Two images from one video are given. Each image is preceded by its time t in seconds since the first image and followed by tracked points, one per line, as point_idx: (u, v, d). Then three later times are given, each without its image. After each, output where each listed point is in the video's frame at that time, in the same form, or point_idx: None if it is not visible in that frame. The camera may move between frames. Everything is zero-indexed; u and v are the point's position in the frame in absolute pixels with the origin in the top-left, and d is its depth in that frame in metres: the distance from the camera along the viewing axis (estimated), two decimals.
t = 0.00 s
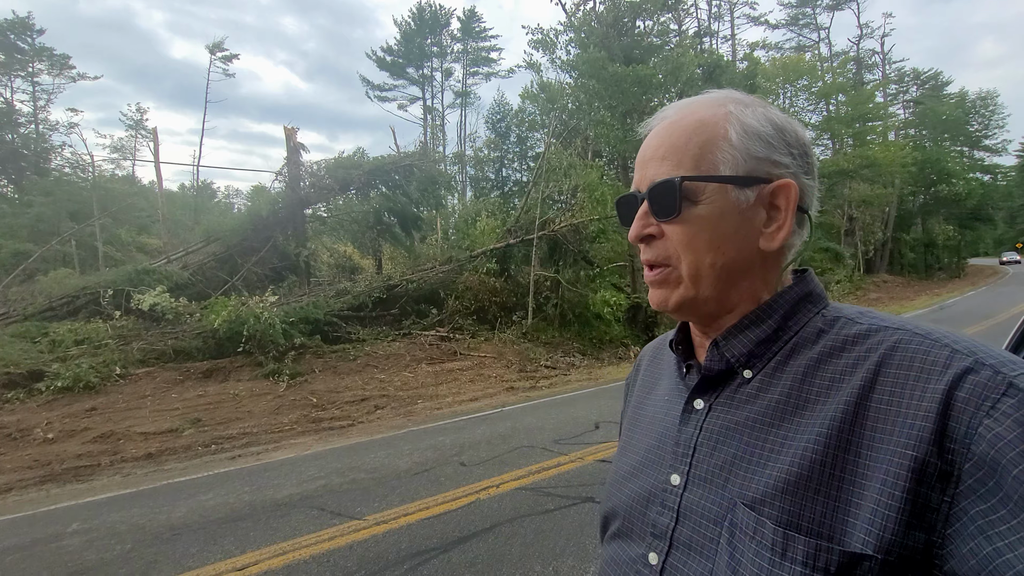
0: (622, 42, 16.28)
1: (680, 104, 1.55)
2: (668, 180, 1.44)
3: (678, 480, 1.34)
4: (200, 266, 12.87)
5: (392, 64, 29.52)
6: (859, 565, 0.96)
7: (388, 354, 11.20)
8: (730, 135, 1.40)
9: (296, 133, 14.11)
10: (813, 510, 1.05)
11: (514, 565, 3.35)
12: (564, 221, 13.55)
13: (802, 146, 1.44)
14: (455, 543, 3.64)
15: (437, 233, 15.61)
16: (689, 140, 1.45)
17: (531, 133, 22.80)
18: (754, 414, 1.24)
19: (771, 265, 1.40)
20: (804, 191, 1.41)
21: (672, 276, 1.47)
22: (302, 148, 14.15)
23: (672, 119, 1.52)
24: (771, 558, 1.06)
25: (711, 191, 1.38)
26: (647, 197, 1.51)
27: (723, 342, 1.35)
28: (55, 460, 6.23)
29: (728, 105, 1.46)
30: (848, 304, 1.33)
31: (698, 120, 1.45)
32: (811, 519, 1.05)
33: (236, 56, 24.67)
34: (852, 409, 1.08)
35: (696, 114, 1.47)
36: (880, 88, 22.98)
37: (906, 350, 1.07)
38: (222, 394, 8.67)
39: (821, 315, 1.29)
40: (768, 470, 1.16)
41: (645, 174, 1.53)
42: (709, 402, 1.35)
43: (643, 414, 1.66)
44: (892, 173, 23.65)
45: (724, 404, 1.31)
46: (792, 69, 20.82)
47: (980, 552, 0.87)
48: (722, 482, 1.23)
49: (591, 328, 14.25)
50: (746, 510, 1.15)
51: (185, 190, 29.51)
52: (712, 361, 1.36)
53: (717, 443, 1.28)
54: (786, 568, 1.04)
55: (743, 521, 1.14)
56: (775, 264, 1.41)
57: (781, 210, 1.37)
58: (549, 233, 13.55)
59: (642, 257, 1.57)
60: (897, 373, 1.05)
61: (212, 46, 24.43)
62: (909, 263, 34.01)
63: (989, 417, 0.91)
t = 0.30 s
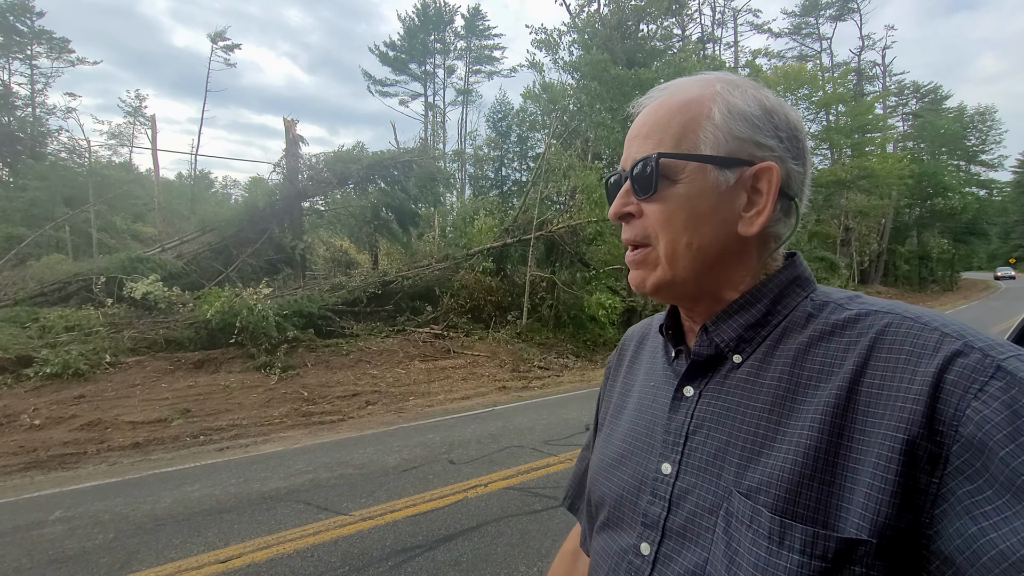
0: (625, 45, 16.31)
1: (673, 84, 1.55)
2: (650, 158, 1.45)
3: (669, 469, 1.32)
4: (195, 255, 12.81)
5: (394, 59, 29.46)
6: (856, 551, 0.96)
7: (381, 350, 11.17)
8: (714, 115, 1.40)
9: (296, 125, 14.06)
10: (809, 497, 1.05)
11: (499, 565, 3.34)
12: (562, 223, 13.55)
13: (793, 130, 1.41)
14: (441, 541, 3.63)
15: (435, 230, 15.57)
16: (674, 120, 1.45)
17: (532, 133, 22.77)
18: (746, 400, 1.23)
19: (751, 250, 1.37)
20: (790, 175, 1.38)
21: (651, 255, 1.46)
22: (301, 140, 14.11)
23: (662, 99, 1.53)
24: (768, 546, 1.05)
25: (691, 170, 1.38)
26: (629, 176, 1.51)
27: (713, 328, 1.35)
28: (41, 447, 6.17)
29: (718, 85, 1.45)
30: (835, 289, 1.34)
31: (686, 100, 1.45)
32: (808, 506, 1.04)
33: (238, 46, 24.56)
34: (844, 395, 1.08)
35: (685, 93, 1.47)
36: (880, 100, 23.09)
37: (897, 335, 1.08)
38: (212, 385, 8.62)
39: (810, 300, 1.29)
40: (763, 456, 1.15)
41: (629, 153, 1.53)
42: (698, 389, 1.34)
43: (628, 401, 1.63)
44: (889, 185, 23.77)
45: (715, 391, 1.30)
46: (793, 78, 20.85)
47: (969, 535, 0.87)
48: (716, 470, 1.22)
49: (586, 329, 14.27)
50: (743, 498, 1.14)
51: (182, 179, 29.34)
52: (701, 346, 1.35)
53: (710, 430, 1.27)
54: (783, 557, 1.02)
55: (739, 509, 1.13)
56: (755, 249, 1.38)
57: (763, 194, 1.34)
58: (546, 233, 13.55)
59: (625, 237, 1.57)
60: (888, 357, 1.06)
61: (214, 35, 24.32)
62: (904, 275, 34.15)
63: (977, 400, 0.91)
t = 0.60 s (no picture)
0: (625, 48, 16.36)
1: (664, 80, 1.53)
2: (672, 157, 1.42)
3: (662, 464, 1.32)
4: (192, 253, 12.78)
5: (394, 59, 29.48)
6: (848, 544, 0.96)
7: (378, 350, 11.15)
8: (725, 110, 1.41)
9: (294, 124, 14.05)
10: (802, 490, 1.05)
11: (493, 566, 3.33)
12: (560, 224, 13.55)
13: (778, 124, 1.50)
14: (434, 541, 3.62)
15: (433, 230, 15.57)
16: (685, 117, 1.44)
17: (531, 134, 22.76)
18: (740, 396, 1.23)
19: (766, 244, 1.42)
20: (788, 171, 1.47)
21: (682, 259, 1.41)
22: (300, 139, 14.11)
23: (659, 96, 1.50)
24: (762, 541, 1.05)
25: (715, 167, 1.38)
26: (647, 177, 1.46)
27: (708, 324, 1.35)
28: (34, 444, 6.15)
29: (716, 81, 1.47)
30: (827, 285, 1.35)
31: (692, 95, 1.44)
32: (801, 500, 1.05)
33: (238, 45, 24.55)
34: (838, 390, 1.08)
35: (688, 89, 1.46)
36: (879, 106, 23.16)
37: (887, 330, 1.09)
38: (208, 383, 8.60)
39: (804, 297, 1.30)
40: (756, 452, 1.15)
41: (641, 152, 1.50)
42: (692, 384, 1.34)
43: (618, 398, 1.63)
44: (886, 191, 23.85)
45: (708, 385, 1.30)
46: (793, 83, 20.88)
47: (954, 528, 0.86)
48: (710, 465, 1.22)
49: (583, 331, 14.26)
50: (736, 493, 1.14)
51: (180, 177, 29.27)
52: (695, 342, 1.35)
53: (703, 425, 1.27)
54: (778, 552, 1.03)
55: (732, 504, 1.13)
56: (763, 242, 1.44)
57: (771, 188, 1.41)
58: (545, 235, 13.56)
59: (640, 243, 1.51)
60: (881, 352, 1.06)
61: (214, 33, 24.29)
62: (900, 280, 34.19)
63: (967, 394, 0.91)
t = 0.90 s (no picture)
0: (630, 51, 16.41)
1: (668, 77, 1.53)
2: (699, 155, 1.42)
3: (648, 466, 1.32)
4: (196, 251, 12.83)
5: (400, 60, 29.58)
6: (835, 543, 0.98)
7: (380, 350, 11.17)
8: (734, 116, 1.48)
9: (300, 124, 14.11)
10: (789, 492, 1.07)
11: (489, 568, 3.33)
12: (563, 227, 13.55)
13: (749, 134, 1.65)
14: (432, 542, 3.63)
15: (436, 231, 15.61)
16: (703, 117, 1.45)
17: (536, 137, 22.77)
18: (725, 396, 1.23)
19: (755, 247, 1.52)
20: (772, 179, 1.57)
21: (705, 262, 1.38)
22: (305, 139, 14.17)
23: (669, 91, 1.48)
24: (749, 543, 1.06)
25: (732, 171, 1.42)
26: (671, 175, 1.43)
27: (693, 326, 1.36)
28: (36, 440, 6.19)
29: (716, 85, 1.52)
30: (808, 283, 1.38)
31: (706, 97, 1.46)
32: (787, 501, 1.06)
33: (245, 44, 24.70)
34: (821, 390, 1.10)
35: (700, 90, 1.48)
36: (885, 111, 23.10)
37: (869, 329, 1.11)
38: (210, 381, 8.64)
39: (786, 296, 1.32)
40: (742, 454, 1.16)
41: (659, 149, 1.48)
42: (677, 385, 1.35)
43: (599, 394, 1.61)
44: (891, 197, 23.77)
45: (694, 386, 1.31)
46: (798, 87, 20.80)
47: (935, 526, 0.90)
48: (696, 466, 1.22)
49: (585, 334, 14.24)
50: (723, 495, 1.15)
51: (186, 175, 29.40)
52: (680, 343, 1.36)
53: (689, 427, 1.27)
54: (764, 553, 1.04)
55: (719, 506, 1.14)
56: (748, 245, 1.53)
57: (758, 195, 1.53)
58: (548, 237, 13.56)
59: (655, 243, 1.46)
60: (861, 350, 1.09)
61: (222, 33, 24.45)
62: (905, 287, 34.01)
63: (947, 391, 0.94)
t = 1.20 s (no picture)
0: (645, 53, 16.37)
1: (671, 83, 1.54)
2: (698, 165, 1.44)
3: (642, 471, 1.34)
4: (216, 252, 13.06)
5: (415, 63, 29.81)
6: (825, 541, 1.01)
7: (394, 351, 11.28)
8: (733, 127, 1.51)
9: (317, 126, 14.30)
10: (779, 492, 1.10)
11: (499, 569, 3.37)
12: (578, 229, 13.53)
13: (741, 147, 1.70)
14: (443, 543, 3.67)
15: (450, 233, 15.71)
16: (704, 125, 1.47)
17: (550, 139, 22.79)
18: (716, 400, 1.27)
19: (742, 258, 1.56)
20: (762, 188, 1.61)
21: (698, 267, 1.41)
22: (322, 142, 14.35)
23: (673, 97, 1.50)
24: (742, 543, 1.09)
25: (729, 182, 1.45)
26: (670, 182, 1.45)
27: (683, 330, 1.38)
28: (61, 435, 6.36)
29: (716, 95, 1.55)
30: (794, 288, 1.41)
31: (709, 106, 1.49)
32: (777, 502, 1.09)
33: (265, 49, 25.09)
34: (809, 392, 1.14)
35: (704, 99, 1.50)
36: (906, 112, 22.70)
37: (852, 332, 1.16)
38: (228, 380, 8.81)
39: (773, 300, 1.35)
40: (735, 458, 1.19)
41: (659, 155, 1.49)
42: (669, 390, 1.38)
43: (590, 397, 1.63)
44: (912, 199, 23.34)
45: (685, 391, 1.34)
46: (816, 88, 20.35)
47: (918, 520, 0.94)
48: (689, 470, 1.25)
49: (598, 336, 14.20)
50: (717, 497, 1.17)
51: (206, 177, 29.91)
52: (672, 347, 1.38)
53: (682, 430, 1.30)
54: (758, 553, 1.07)
55: (713, 508, 1.16)
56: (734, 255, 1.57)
57: (748, 207, 1.57)
58: (562, 239, 13.55)
59: (650, 245, 1.47)
60: (846, 352, 1.13)
61: (242, 38, 24.88)
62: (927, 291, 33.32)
63: (925, 389, 0.98)
